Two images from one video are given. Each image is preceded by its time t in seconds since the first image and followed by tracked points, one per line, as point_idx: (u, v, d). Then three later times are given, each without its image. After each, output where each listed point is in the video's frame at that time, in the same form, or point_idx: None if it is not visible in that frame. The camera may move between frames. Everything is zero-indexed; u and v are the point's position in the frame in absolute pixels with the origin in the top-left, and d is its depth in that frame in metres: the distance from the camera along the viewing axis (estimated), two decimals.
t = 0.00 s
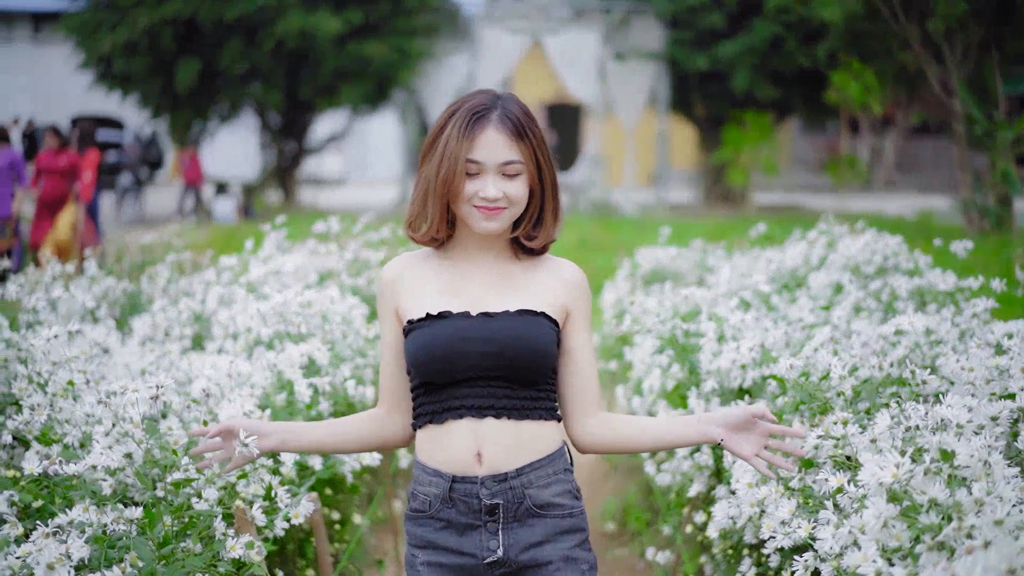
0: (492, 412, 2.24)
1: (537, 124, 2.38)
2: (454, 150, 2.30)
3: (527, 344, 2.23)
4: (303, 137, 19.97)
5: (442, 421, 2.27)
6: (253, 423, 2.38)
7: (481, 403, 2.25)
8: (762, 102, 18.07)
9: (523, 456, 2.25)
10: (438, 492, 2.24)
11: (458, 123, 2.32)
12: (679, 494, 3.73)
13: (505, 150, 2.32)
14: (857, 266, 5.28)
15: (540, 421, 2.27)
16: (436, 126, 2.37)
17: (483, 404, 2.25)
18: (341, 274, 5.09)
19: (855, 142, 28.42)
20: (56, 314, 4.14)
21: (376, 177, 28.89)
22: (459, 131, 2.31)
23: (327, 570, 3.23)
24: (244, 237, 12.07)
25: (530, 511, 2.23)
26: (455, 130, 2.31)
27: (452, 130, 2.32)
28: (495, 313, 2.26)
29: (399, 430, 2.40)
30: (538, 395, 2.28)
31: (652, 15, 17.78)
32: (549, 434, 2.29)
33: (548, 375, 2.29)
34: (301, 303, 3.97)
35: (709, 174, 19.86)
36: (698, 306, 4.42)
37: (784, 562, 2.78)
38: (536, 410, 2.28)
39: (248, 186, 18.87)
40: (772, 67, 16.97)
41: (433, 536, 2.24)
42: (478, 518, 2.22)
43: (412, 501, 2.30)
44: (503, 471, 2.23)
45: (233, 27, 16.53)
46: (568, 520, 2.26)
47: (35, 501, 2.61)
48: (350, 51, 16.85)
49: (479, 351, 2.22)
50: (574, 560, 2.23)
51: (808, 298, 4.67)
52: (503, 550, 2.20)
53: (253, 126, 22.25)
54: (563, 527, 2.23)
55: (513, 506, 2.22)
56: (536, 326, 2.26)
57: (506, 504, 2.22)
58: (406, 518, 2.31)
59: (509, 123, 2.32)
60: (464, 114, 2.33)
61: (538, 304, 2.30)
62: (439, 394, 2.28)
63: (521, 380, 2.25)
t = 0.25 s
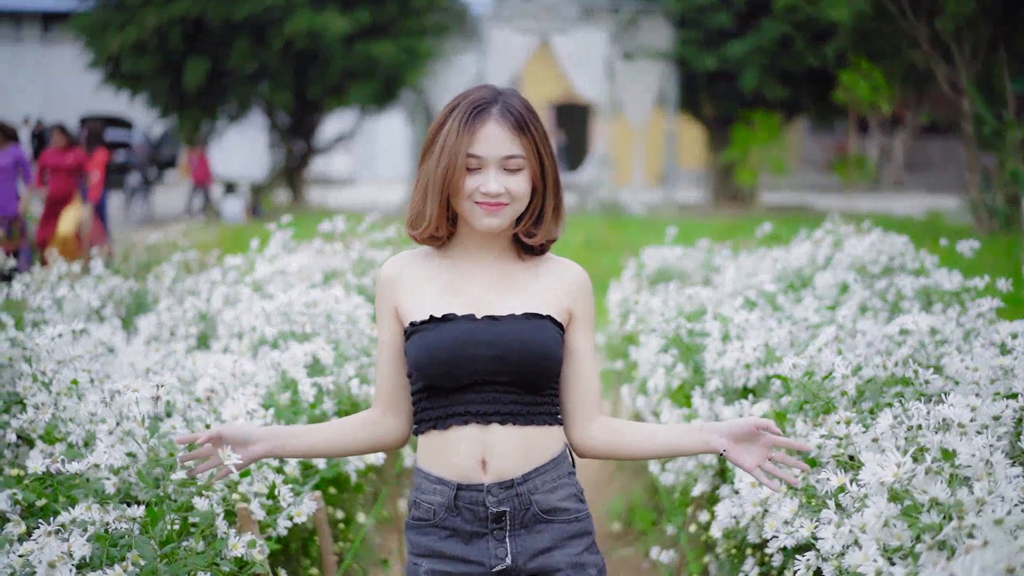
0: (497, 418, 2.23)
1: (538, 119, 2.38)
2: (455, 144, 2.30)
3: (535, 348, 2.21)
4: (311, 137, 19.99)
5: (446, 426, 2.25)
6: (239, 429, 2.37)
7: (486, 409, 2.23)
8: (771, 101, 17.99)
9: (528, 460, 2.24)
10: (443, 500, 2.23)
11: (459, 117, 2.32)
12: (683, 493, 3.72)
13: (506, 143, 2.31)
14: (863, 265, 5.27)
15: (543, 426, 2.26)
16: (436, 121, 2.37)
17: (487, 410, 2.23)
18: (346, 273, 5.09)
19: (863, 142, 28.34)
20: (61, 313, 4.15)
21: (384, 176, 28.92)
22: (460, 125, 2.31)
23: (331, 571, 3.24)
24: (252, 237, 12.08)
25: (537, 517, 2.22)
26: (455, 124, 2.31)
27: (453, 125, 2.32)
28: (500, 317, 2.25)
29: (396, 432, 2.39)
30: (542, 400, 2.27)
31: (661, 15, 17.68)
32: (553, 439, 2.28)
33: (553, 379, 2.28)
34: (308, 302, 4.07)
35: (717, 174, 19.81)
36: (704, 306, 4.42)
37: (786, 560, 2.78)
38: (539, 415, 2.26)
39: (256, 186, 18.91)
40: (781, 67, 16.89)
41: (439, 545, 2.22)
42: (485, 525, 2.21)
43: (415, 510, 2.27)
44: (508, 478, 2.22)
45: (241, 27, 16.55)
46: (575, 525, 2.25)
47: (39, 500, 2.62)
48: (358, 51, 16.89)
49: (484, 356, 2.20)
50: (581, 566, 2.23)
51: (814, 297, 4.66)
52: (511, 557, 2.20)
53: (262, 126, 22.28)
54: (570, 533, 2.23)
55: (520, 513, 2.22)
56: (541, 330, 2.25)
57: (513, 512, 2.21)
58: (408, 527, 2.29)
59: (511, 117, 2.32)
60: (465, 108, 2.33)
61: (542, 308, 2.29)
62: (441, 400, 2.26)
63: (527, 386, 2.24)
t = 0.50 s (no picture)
0: (499, 425, 2.23)
1: (539, 111, 2.38)
2: (456, 139, 2.30)
3: (540, 356, 2.21)
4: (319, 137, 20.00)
5: (447, 433, 2.24)
6: (238, 430, 2.39)
7: (489, 415, 2.22)
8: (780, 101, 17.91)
9: (530, 468, 2.24)
10: (443, 506, 2.23)
11: (460, 111, 2.32)
12: (687, 492, 3.73)
13: (508, 137, 2.31)
14: (869, 264, 5.25)
15: (544, 433, 2.26)
16: (438, 116, 2.37)
17: (488, 416, 2.22)
18: (351, 272, 5.09)
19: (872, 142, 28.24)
20: (68, 312, 4.17)
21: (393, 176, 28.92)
22: (460, 119, 2.31)
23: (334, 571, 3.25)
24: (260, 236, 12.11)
25: (539, 523, 2.23)
26: (456, 119, 2.31)
27: (453, 120, 2.32)
28: (504, 322, 2.24)
29: (396, 435, 2.38)
30: (545, 404, 2.26)
31: (670, 15, 17.67)
32: (555, 444, 2.29)
33: (556, 382, 2.27)
34: (312, 302, 4.10)
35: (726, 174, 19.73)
36: (709, 305, 4.42)
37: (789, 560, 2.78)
38: (541, 420, 2.26)
39: (264, 186, 18.92)
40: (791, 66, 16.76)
41: (439, 550, 2.22)
42: (486, 531, 2.21)
43: (413, 514, 2.27)
44: (509, 484, 2.22)
45: (249, 26, 16.56)
46: (577, 531, 2.26)
47: (42, 498, 2.64)
48: (367, 51, 16.93)
49: (486, 361, 2.19)
50: (580, 571, 2.23)
51: (821, 296, 4.66)
52: (512, 562, 2.20)
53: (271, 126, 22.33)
54: (571, 538, 2.23)
55: (522, 520, 2.22)
56: (545, 335, 2.24)
57: (515, 518, 2.21)
58: (408, 532, 2.28)
59: (512, 111, 2.32)
60: (465, 102, 2.33)
61: (544, 313, 2.29)
62: (444, 406, 2.25)
63: (530, 394, 2.24)
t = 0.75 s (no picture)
0: (504, 424, 2.23)
1: (541, 104, 2.39)
2: (456, 133, 2.31)
3: (545, 354, 2.20)
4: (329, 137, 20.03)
5: (451, 431, 2.24)
6: (238, 430, 2.32)
7: (494, 414, 2.22)
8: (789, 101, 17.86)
9: (532, 467, 2.24)
10: (445, 504, 2.22)
11: (460, 104, 2.33)
12: (692, 491, 3.73)
13: (509, 129, 2.32)
14: (876, 264, 5.24)
15: (547, 433, 2.26)
16: (439, 111, 2.38)
17: (493, 415, 2.22)
18: (358, 272, 5.09)
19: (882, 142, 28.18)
20: (76, 311, 4.19)
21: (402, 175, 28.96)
22: (461, 113, 2.32)
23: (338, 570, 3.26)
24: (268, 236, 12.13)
25: (539, 522, 2.23)
26: (456, 112, 2.32)
27: (453, 114, 2.33)
28: (509, 320, 2.24)
29: (399, 431, 2.38)
30: (550, 404, 2.27)
31: (679, 14, 17.66)
32: (558, 444, 2.29)
33: (560, 380, 2.27)
34: (318, 302, 4.11)
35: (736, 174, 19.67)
36: (715, 306, 4.42)
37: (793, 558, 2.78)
38: (546, 420, 2.26)
39: (274, 186, 18.95)
40: (800, 66, 16.69)
41: (439, 546, 2.21)
42: (487, 530, 2.21)
43: (411, 509, 2.26)
44: (512, 483, 2.23)
45: (259, 27, 16.60)
46: (576, 530, 2.27)
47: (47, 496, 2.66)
48: (377, 51, 16.96)
49: (491, 359, 2.18)
50: (577, 572, 2.24)
51: (827, 296, 4.65)
52: (512, 559, 2.20)
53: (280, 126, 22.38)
54: (572, 538, 2.24)
55: (523, 519, 2.22)
56: (551, 333, 2.25)
57: (516, 517, 2.22)
58: (406, 527, 2.28)
59: (512, 104, 2.33)
60: (466, 96, 2.34)
61: (549, 310, 2.29)
62: (447, 405, 2.25)
63: (536, 393, 2.25)
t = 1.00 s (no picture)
0: (518, 417, 2.22)
1: (543, 96, 2.39)
2: (458, 125, 2.31)
3: (557, 345, 2.21)
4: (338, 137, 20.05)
5: (464, 423, 2.22)
6: (238, 435, 2.29)
7: (508, 407, 2.22)
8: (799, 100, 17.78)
9: (542, 465, 2.25)
10: (455, 497, 2.20)
11: (461, 96, 2.33)
12: (698, 491, 3.72)
13: (511, 120, 2.32)
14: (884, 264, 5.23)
15: (556, 428, 2.27)
16: (440, 103, 2.39)
17: (507, 407, 2.22)
18: (366, 271, 5.10)
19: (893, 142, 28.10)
20: (84, 311, 4.21)
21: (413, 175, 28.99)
22: (462, 104, 2.32)
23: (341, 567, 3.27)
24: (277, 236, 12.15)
25: (545, 519, 2.24)
26: (457, 103, 2.33)
27: (454, 106, 2.33)
28: (522, 311, 2.24)
29: (397, 432, 2.36)
30: (562, 400, 2.28)
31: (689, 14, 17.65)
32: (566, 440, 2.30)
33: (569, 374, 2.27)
34: (324, 302, 4.12)
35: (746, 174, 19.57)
36: (721, 307, 4.42)
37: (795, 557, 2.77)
38: (558, 414, 2.27)
39: (284, 186, 18.96)
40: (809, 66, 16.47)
41: (446, 539, 2.19)
42: (495, 525, 2.20)
43: (415, 500, 2.24)
44: (523, 478, 2.22)
45: (269, 27, 16.64)
46: (577, 529, 2.29)
47: (54, 496, 2.67)
48: (386, 51, 16.98)
49: (506, 354, 2.18)
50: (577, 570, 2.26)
51: (834, 297, 4.65)
52: (519, 556, 2.20)
53: (290, 126, 22.43)
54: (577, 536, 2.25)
55: (531, 515, 2.22)
56: (562, 324, 2.25)
57: (525, 513, 2.21)
58: (408, 521, 2.25)
59: (513, 95, 2.34)
60: (467, 88, 2.34)
61: (559, 302, 2.29)
62: (459, 397, 2.23)
63: (550, 384, 2.25)
